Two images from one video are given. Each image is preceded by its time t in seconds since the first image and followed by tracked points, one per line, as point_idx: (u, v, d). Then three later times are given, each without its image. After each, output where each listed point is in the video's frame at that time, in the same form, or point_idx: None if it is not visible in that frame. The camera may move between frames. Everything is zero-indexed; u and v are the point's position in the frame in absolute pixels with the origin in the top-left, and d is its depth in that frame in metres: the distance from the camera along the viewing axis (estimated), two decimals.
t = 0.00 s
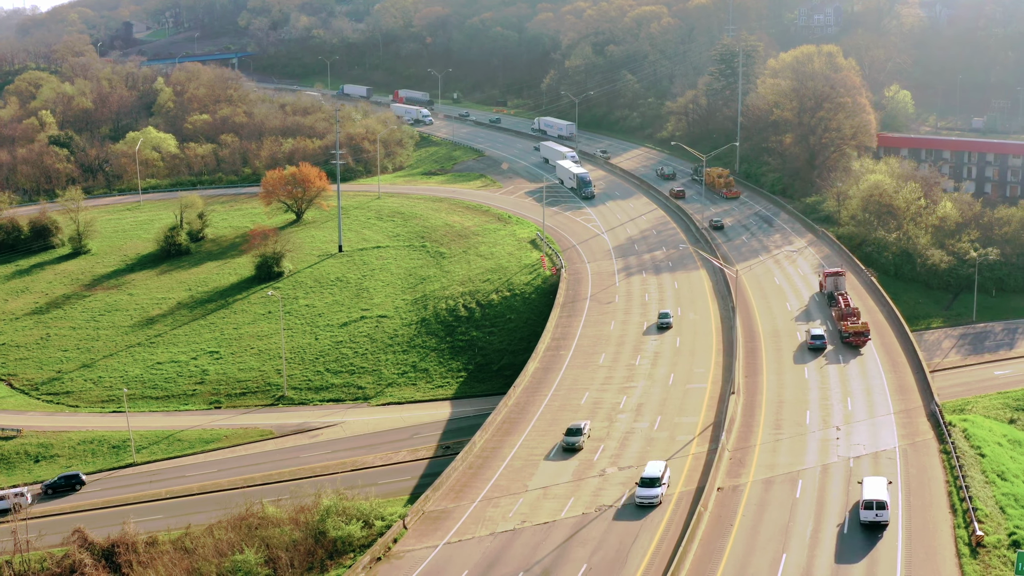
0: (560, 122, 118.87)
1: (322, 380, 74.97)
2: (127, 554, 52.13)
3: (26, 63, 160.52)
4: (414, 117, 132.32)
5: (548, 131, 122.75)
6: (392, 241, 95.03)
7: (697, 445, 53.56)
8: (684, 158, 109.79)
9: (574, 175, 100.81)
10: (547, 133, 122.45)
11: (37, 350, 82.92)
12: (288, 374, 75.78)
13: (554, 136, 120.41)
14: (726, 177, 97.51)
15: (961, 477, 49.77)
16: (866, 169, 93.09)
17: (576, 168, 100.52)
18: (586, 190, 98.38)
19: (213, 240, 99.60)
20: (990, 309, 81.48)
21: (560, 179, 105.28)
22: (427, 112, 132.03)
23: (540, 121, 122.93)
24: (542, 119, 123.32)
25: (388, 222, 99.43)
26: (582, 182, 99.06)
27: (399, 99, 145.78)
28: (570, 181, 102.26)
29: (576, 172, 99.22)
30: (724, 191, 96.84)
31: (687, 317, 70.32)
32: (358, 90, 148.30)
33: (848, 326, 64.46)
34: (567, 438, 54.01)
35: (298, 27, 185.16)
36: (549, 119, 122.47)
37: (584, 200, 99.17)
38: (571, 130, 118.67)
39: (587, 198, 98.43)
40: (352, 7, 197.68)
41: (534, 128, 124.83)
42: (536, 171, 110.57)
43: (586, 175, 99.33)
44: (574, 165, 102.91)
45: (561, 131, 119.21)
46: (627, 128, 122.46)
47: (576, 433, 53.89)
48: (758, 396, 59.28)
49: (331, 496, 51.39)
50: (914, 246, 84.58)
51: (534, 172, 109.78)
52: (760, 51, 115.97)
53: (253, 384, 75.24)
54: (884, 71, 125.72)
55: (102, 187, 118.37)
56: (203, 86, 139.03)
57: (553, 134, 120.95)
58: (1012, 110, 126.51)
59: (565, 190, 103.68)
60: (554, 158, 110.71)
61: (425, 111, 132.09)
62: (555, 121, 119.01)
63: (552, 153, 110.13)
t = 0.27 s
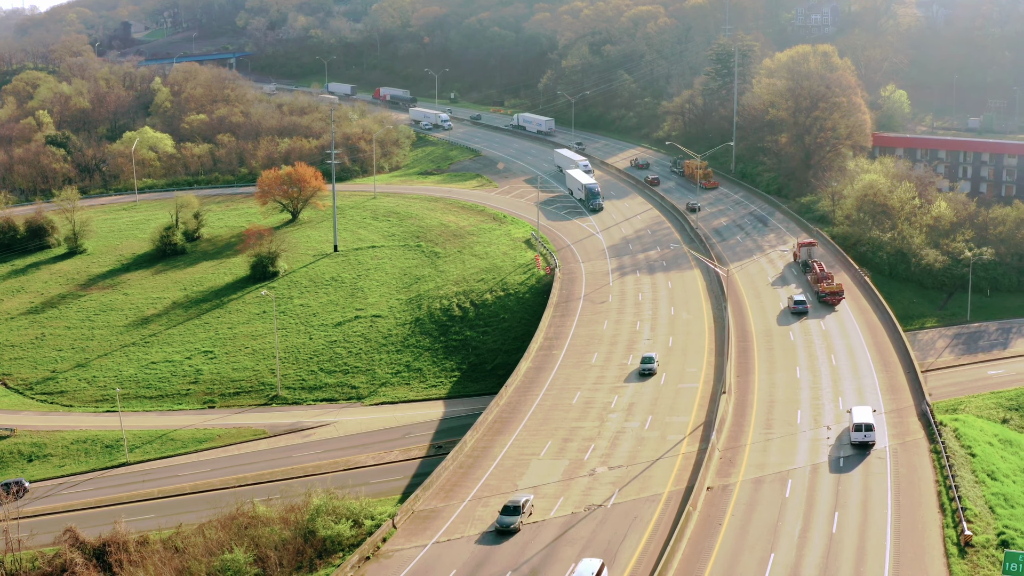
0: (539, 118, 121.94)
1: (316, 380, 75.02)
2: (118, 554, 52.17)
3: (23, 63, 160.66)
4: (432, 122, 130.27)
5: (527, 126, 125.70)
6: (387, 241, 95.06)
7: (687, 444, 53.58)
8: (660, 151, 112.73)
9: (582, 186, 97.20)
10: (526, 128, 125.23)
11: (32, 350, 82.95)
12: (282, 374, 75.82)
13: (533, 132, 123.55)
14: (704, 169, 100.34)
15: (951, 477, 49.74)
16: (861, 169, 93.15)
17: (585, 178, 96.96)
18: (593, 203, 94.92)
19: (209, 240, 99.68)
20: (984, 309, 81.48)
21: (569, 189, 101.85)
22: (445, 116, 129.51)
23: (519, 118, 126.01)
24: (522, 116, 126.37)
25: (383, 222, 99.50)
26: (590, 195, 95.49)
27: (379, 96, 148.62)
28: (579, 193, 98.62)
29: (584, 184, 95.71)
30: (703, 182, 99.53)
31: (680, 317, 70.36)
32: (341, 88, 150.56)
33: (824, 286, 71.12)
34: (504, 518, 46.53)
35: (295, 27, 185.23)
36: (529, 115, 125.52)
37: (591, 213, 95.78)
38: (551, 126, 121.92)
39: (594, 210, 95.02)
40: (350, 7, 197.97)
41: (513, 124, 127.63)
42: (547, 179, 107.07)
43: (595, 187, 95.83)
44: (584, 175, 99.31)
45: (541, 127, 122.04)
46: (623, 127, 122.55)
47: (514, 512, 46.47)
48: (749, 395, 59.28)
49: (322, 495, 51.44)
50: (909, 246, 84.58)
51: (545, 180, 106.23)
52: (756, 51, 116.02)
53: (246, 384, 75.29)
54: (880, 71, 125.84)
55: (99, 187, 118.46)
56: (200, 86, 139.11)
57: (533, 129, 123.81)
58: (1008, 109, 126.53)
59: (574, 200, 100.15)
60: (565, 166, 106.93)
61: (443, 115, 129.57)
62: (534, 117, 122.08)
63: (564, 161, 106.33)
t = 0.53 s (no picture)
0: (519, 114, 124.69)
1: (310, 379, 75.05)
2: (110, 553, 52.17)
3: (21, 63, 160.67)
4: (449, 126, 127.14)
5: (508, 123, 128.74)
6: (383, 241, 95.10)
7: (679, 444, 53.58)
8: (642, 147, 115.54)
9: (589, 197, 93.40)
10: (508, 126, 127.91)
11: (27, 350, 82.97)
12: (277, 373, 75.86)
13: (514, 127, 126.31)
14: (686, 162, 103.13)
15: (942, 477, 49.71)
16: (857, 169, 93.16)
17: (592, 188, 93.11)
18: (599, 215, 91.02)
19: (205, 239, 99.72)
20: (980, 308, 81.43)
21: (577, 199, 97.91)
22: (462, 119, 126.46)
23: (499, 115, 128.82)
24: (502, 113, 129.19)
25: (379, 222, 99.53)
26: (596, 206, 91.64)
27: (362, 93, 151.02)
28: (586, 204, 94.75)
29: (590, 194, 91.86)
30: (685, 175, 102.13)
31: (674, 317, 70.37)
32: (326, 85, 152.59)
33: (802, 260, 76.71)
34: None
35: (294, 27, 185.34)
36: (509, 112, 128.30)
37: (597, 224, 91.88)
38: (531, 122, 124.77)
39: (599, 223, 91.11)
40: (348, 6, 198.16)
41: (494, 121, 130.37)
42: (557, 189, 103.25)
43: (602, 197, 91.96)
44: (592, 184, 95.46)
45: (523, 123, 124.56)
46: (621, 127, 122.62)
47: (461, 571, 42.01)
48: (742, 395, 59.28)
49: (314, 495, 51.43)
50: (904, 245, 84.57)
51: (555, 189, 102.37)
52: (753, 51, 116.02)
53: (241, 384, 75.34)
54: (878, 71, 125.91)
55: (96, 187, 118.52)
56: (198, 86, 139.13)
57: (515, 126, 126.60)
58: (1005, 109, 126.51)
59: (581, 211, 96.25)
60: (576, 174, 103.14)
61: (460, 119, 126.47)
62: (515, 112, 124.83)
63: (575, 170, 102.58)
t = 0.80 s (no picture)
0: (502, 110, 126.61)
1: (305, 379, 75.07)
2: (102, 553, 52.16)
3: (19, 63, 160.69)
4: (465, 130, 124.17)
5: (490, 120, 130.59)
6: (379, 240, 95.11)
7: (671, 444, 53.59)
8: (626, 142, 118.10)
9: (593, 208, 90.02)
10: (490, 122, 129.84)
11: (22, 349, 82.97)
12: (271, 373, 75.89)
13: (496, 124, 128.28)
14: (669, 155, 105.62)
15: (934, 477, 49.72)
16: (853, 168, 93.15)
17: (597, 200, 89.59)
18: (602, 228, 87.55)
19: (201, 240, 99.79)
20: (974, 308, 81.46)
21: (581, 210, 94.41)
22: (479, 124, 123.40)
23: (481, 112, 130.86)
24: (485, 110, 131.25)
25: (375, 221, 99.56)
26: (599, 218, 88.25)
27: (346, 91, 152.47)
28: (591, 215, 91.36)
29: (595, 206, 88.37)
30: (667, 168, 104.62)
31: (667, 317, 70.38)
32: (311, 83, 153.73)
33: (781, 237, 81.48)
34: None
35: (291, 27, 185.43)
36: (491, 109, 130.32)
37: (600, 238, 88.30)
38: (514, 119, 126.84)
39: (602, 235, 87.69)
40: (347, 6, 198.29)
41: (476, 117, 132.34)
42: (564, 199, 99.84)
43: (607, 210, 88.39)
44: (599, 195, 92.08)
45: (505, 120, 126.33)
46: (617, 127, 122.69)
47: None
48: (735, 395, 59.27)
49: (305, 495, 51.41)
50: (900, 245, 84.58)
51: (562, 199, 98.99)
52: (749, 51, 116.05)
53: (236, 384, 75.37)
54: (875, 70, 126.06)
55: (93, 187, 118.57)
56: (195, 86, 139.16)
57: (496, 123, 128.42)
58: (1002, 109, 126.54)
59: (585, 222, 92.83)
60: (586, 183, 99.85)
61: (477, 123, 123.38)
62: (499, 109, 126.70)
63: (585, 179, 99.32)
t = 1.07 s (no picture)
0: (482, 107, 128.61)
1: (299, 379, 75.09)
2: (93, 552, 52.16)
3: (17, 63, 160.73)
4: (482, 136, 120.84)
5: (471, 116, 132.53)
6: (374, 240, 95.14)
7: (661, 443, 53.60)
8: (606, 136, 120.81)
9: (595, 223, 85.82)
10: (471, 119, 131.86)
11: (17, 349, 82.98)
12: (265, 373, 75.91)
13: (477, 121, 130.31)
14: (648, 148, 108.12)
15: (923, 477, 49.70)
16: (847, 168, 93.12)
17: (599, 215, 85.42)
18: (602, 245, 83.17)
19: (196, 239, 99.86)
20: (968, 308, 81.46)
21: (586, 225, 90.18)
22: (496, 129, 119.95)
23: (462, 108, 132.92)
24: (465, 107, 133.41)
25: (371, 221, 99.59)
26: (601, 233, 83.96)
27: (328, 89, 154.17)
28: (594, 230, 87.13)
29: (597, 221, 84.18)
30: (647, 161, 107.13)
31: (661, 316, 70.40)
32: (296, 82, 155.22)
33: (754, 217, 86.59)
34: None
35: (289, 27, 185.51)
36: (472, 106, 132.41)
37: (602, 255, 83.94)
38: (494, 115, 128.91)
39: (602, 253, 83.30)
40: (345, 6, 198.38)
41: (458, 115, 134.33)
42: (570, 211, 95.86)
43: (610, 225, 84.06)
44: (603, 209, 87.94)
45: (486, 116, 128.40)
46: (613, 127, 122.73)
47: None
48: (726, 394, 59.26)
49: (296, 494, 51.44)
50: (894, 244, 84.57)
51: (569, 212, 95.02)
52: (745, 50, 116.05)
53: (229, 383, 75.41)
54: (871, 70, 126.10)
55: (89, 187, 118.61)
56: (192, 85, 139.18)
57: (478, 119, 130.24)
58: (998, 109, 126.53)
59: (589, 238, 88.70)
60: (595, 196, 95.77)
61: (495, 129, 119.90)
62: (480, 106, 128.61)
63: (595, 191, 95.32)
